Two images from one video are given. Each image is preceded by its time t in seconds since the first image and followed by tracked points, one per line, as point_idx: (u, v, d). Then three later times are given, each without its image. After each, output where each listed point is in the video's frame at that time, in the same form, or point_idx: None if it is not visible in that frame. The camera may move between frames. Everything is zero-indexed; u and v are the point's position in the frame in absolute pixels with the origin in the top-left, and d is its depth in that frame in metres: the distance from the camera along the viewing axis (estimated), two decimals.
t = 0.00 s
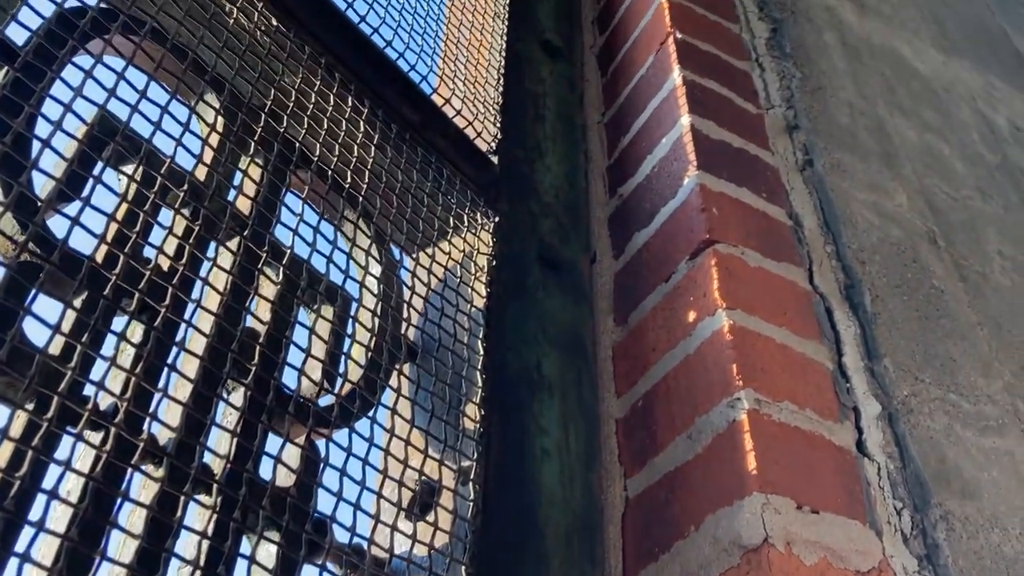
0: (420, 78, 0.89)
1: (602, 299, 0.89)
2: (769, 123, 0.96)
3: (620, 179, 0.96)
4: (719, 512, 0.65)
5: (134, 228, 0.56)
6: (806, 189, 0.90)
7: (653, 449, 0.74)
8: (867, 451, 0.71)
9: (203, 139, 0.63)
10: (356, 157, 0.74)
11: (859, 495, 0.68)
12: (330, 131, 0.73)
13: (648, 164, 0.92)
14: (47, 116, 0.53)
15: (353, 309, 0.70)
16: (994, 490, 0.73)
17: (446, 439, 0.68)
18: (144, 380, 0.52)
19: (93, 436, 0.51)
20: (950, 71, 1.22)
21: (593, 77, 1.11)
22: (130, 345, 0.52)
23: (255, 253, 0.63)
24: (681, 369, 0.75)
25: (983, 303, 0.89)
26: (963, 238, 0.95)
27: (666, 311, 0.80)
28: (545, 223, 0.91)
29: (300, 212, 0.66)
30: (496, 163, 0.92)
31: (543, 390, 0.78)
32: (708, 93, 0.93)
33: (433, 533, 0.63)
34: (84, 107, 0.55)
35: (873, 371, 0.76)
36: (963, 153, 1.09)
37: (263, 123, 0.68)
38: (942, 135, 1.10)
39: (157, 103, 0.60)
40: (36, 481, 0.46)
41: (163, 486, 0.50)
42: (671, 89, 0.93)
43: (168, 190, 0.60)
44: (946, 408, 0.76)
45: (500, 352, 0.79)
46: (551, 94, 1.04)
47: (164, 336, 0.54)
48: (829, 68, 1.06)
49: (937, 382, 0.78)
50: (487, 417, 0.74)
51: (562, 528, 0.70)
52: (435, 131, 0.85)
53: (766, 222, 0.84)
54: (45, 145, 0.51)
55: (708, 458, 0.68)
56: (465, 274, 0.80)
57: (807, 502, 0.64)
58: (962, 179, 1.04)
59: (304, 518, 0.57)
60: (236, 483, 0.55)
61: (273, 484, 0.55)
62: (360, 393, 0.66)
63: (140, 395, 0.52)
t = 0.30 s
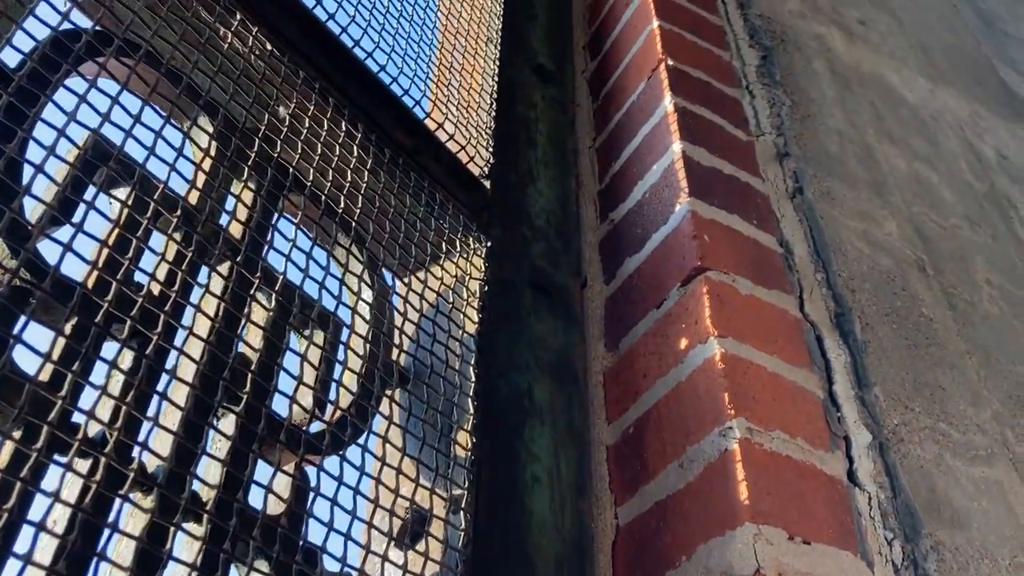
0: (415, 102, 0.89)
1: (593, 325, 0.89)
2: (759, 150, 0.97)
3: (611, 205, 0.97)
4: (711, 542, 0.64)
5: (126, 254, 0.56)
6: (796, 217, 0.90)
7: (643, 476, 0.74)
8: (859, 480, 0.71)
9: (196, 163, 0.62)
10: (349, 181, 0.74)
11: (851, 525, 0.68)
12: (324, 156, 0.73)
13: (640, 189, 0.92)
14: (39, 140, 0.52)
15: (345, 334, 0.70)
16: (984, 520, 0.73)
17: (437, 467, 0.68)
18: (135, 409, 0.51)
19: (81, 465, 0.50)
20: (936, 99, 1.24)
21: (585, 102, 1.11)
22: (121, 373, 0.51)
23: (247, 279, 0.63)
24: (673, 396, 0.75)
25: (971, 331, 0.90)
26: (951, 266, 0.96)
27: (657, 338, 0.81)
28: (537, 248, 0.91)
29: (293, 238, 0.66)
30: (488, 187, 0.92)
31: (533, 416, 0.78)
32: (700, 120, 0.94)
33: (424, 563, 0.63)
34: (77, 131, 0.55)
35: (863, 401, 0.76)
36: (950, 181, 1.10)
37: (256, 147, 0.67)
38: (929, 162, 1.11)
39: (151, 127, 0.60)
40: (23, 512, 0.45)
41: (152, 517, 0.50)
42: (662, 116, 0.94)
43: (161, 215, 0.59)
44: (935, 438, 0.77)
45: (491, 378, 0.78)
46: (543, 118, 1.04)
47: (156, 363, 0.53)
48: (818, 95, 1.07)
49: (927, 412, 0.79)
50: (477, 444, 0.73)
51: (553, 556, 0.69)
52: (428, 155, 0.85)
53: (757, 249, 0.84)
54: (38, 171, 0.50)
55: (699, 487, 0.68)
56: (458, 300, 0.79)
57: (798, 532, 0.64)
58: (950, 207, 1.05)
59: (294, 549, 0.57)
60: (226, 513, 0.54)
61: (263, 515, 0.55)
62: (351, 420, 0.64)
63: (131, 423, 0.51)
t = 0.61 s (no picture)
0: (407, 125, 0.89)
1: (581, 350, 0.89)
2: (747, 177, 0.97)
3: (600, 229, 0.98)
4: (699, 570, 0.64)
5: (115, 277, 0.56)
6: (783, 243, 0.91)
7: (631, 503, 0.74)
8: (846, 509, 0.71)
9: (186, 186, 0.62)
10: (340, 205, 0.74)
11: (838, 554, 0.68)
12: (315, 179, 0.73)
13: (629, 215, 0.93)
14: (30, 161, 0.51)
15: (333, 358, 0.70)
16: (970, 549, 0.74)
17: (425, 493, 0.67)
18: (122, 434, 0.50)
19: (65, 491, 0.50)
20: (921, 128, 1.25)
21: (575, 127, 1.12)
22: (108, 397, 0.51)
23: (237, 302, 0.63)
24: (661, 423, 0.75)
25: (957, 359, 0.91)
26: (936, 294, 0.97)
27: (646, 364, 0.81)
28: (525, 272, 0.91)
29: (282, 262, 0.65)
30: (478, 212, 0.92)
31: (521, 442, 0.77)
32: (690, 146, 0.95)
33: None
34: (67, 153, 0.54)
35: (851, 429, 0.76)
36: (935, 209, 1.11)
37: (248, 170, 0.68)
38: (915, 191, 1.12)
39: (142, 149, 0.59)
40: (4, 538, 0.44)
41: (137, 545, 0.49)
42: (651, 142, 0.95)
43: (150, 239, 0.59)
44: (922, 466, 0.77)
45: (480, 403, 0.78)
46: (533, 142, 1.05)
47: (143, 388, 0.53)
48: (805, 123, 1.09)
49: (913, 440, 0.79)
50: (465, 470, 0.73)
51: None
52: (418, 178, 0.85)
53: (745, 276, 0.85)
54: (28, 193, 0.49)
55: (688, 514, 0.68)
56: (448, 324, 0.79)
57: (787, 560, 0.64)
58: (935, 236, 1.06)
59: None
60: (212, 540, 0.54)
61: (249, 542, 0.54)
62: (340, 445, 0.64)
63: (118, 448, 0.51)
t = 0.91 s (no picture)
0: (388, 144, 0.89)
1: (560, 372, 0.89)
2: (727, 201, 0.98)
3: (580, 251, 0.98)
4: None
5: (84, 295, 0.55)
6: (762, 267, 0.91)
7: (607, 527, 0.74)
8: (821, 534, 0.71)
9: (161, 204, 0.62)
10: (317, 225, 0.74)
11: None
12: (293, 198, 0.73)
13: (609, 237, 0.93)
14: None
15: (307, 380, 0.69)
16: None
17: (398, 517, 0.66)
18: (87, 456, 0.49)
19: (26, 515, 0.49)
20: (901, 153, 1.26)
21: (557, 149, 1.13)
22: (74, 419, 0.50)
23: (209, 322, 0.62)
24: (638, 447, 0.75)
25: (934, 385, 0.91)
26: (914, 319, 0.98)
27: (624, 387, 0.80)
28: (504, 292, 0.91)
29: (258, 281, 0.65)
30: (457, 233, 0.91)
31: (497, 464, 0.77)
32: (670, 169, 0.95)
33: None
34: (39, 169, 0.53)
35: (827, 454, 0.76)
36: (914, 234, 1.12)
37: (224, 188, 0.67)
38: (894, 216, 1.12)
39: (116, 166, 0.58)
40: None
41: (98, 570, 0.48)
42: (632, 164, 0.95)
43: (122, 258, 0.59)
44: (898, 492, 0.77)
45: (456, 424, 0.78)
46: (515, 163, 1.06)
47: (111, 409, 0.52)
48: (785, 147, 1.09)
49: (890, 466, 0.79)
50: (440, 492, 0.72)
51: None
52: (398, 197, 0.85)
53: (723, 300, 0.85)
54: None
55: (663, 540, 0.67)
56: (425, 345, 0.79)
57: None
58: (914, 261, 1.07)
59: None
60: (178, 564, 0.53)
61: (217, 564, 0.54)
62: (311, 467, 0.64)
63: (82, 470, 0.49)
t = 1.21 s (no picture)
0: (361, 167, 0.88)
1: (527, 397, 0.89)
2: (696, 228, 0.98)
3: (550, 276, 0.98)
4: None
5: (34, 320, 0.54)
6: (729, 295, 0.91)
7: (569, 555, 0.73)
8: (782, 565, 0.71)
9: (118, 229, 0.60)
10: (279, 250, 0.73)
11: None
12: (256, 223, 0.72)
13: (577, 263, 0.93)
14: None
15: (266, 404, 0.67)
16: None
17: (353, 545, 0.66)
18: (30, 483, 0.49)
19: None
20: (873, 182, 1.27)
21: (530, 173, 1.13)
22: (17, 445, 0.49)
23: (163, 347, 0.61)
24: (601, 474, 0.75)
25: (899, 413, 0.91)
26: (881, 348, 0.98)
27: (588, 413, 0.80)
28: (473, 316, 0.91)
29: (215, 304, 0.64)
30: (425, 259, 0.90)
31: (460, 490, 0.76)
32: (640, 196, 0.96)
33: None
34: None
35: (789, 483, 0.76)
36: (883, 263, 1.12)
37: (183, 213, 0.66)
38: (863, 244, 1.13)
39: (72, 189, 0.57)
40: None
41: None
42: (602, 191, 0.96)
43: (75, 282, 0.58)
44: (859, 521, 0.77)
45: (417, 450, 0.77)
46: (487, 187, 1.06)
47: (56, 436, 0.51)
48: (756, 174, 1.10)
49: (852, 495, 0.79)
50: (399, 519, 0.72)
51: None
52: (365, 221, 0.85)
53: (689, 327, 0.86)
54: None
55: (622, 569, 0.67)
56: (387, 370, 0.78)
57: None
58: (882, 289, 1.07)
59: None
60: None
61: None
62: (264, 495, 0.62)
63: (25, 498, 0.49)
